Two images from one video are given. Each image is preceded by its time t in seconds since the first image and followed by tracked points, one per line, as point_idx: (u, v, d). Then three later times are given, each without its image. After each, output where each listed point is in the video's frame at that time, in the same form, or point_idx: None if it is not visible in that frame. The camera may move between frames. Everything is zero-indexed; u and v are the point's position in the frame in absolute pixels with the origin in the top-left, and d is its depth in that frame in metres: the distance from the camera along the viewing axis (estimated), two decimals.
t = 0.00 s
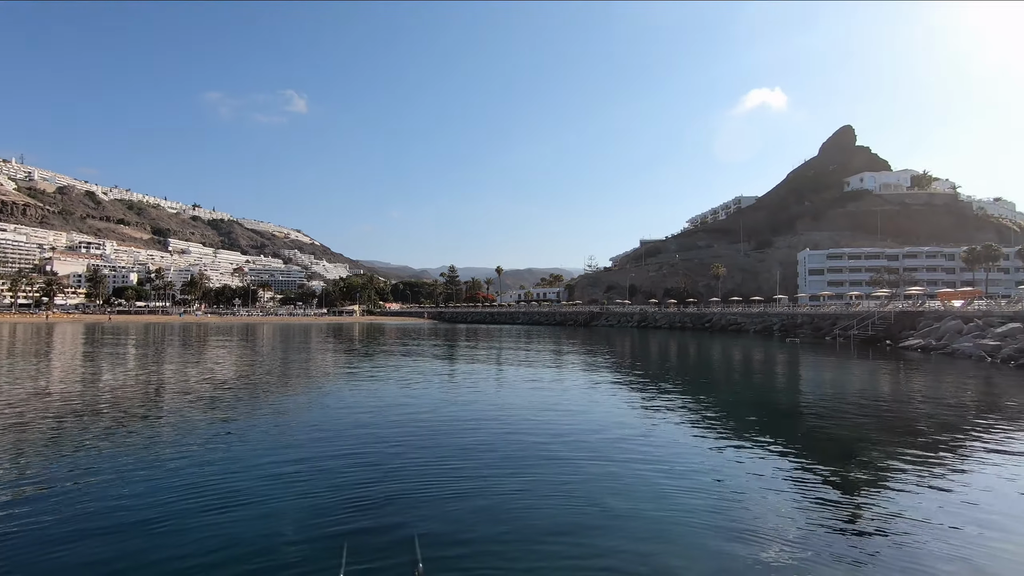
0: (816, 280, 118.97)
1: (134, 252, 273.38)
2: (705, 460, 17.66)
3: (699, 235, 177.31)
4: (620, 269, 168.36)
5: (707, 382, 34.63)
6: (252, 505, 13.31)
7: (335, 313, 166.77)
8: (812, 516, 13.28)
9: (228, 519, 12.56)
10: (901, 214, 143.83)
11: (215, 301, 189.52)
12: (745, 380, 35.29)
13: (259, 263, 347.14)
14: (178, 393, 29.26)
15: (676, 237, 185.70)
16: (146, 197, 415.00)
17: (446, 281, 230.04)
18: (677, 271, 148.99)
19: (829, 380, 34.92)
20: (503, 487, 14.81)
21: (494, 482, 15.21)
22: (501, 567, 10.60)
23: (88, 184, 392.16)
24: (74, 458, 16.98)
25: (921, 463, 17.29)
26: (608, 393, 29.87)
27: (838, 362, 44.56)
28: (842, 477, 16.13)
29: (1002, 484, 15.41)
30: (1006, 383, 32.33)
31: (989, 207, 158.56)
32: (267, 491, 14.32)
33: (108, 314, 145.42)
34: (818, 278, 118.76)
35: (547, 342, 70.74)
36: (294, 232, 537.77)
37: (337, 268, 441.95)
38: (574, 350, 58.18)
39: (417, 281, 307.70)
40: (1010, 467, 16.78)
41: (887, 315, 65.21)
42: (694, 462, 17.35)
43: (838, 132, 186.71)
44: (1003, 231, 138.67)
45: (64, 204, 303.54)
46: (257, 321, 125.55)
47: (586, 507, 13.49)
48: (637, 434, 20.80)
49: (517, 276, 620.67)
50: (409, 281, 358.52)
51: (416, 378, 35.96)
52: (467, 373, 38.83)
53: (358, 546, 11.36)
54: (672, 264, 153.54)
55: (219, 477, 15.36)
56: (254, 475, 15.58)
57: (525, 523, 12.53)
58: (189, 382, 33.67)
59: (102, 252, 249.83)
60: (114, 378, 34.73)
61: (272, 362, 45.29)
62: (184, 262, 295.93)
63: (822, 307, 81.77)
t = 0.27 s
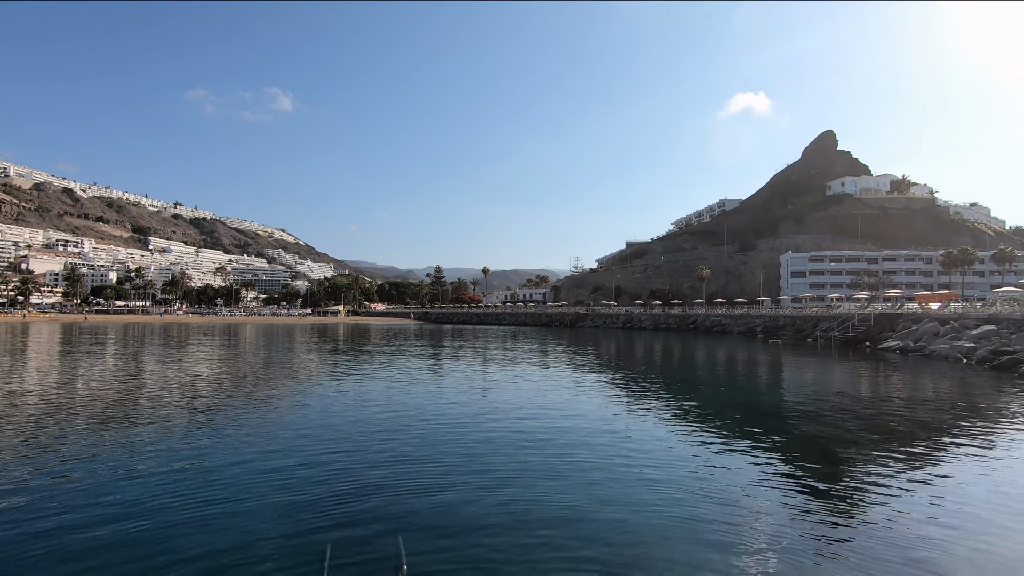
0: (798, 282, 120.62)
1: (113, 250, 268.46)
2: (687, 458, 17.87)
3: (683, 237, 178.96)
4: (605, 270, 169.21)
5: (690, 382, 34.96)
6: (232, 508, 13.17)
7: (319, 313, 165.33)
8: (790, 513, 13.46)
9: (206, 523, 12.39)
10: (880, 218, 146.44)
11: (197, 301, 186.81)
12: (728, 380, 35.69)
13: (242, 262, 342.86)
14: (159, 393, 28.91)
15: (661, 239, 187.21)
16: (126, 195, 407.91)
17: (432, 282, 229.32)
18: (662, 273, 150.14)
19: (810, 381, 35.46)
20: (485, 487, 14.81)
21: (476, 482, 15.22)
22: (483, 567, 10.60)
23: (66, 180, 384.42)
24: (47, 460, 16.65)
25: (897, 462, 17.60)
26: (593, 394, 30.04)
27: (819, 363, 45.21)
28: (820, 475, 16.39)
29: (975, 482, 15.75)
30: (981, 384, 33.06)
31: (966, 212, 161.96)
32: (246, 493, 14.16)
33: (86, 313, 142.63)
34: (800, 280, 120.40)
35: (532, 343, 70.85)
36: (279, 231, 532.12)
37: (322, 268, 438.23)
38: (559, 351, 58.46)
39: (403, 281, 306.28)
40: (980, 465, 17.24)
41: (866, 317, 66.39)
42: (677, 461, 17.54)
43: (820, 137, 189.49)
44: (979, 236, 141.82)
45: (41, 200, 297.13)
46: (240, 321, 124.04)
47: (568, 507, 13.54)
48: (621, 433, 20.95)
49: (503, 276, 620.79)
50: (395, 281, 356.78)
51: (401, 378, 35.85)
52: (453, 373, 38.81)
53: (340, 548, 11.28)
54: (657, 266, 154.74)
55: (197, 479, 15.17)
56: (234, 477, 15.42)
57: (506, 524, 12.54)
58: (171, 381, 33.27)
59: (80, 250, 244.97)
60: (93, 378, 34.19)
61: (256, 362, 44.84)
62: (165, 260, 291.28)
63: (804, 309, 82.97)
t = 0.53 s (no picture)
0: (782, 283, 122.06)
1: (93, 248, 263.52)
2: (674, 456, 17.95)
3: (670, 238, 180.17)
4: (593, 271, 169.72)
5: (676, 382, 35.11)
6: (213, 508, 12.94)
7: (304, 313, 163.82)
8: (776, 510, 13.57)
9: (187, 523, 12.17)
10: (862, 221, 148.71)
11: (179, 300, 184.02)
12: (713, 380, 35.95)
13: (226, 262, 338.48)
14: (140, 393, 28.37)
15: (648, 240, 188.33)
16: (107, 192, 400.85)
17: (419, 281, 228.40)
18: (649, 274, 151.04)
19: (794, 380, 35.84)
20: (472, 486, 14.73)
21: (463, 480, 15.13)
22: (470, 564, 10.52)
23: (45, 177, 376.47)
24: (22, 462, 16.24)
25: (880, 460, 17.84)
26: (579, 393, 30.03)
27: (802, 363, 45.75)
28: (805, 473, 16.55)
29: (953, 478, 16.02)
30: (959, 383, 33.68)
31: (945, 215, 165.13)
32: (228, 493, 13.93)
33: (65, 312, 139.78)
34: (784, 281, 121.92)
35: (518, 343, 70.87)
36: (263, 229, 526.43)
37: (307, 267, 434.53)
38: (546, 351, 58.54)
39: (390, 281, 304.81)
40: (961, 462, 17.50)
41: (848, 318, 67.39)
42: (663, 459, 17.61)
43: (804, 139, 191.91)
44: (958, 238, 144.68)
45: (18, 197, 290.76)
46: (224, 321, 122.44)
47: (555, 505, 13.51)
48: (609, 432, 21.00)
49: (490, 276, 620.76)
50: (382, 281, 354.90)
51: (388, 378, 35.63)
52: (439, 373, 38.66)
53: (325, 547, 11.13)
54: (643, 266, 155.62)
55: (179, 480, 14.94)
56: (215, 478, 15.16)
57: (493, 521, 12.46)
58: (152, 382, 32.71)
59: (58, 248, 240.04)
60: (72, 378, 33.48)
61: (239, 362, 44.22)
62: (147, 259, 286.61)
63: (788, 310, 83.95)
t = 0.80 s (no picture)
0: (768, 283, 123.37)
1: (75, 246, 259.10)
2: (661, 453, 18.11)
3: (658, 238, 181.34)
4: (581, 270, 170.21)
5: (663, 381, 35.39)
6: (196, 510, 12.82)
7: (291, 313, 162.47)
8: (759, 507, 13.70)
9: (169, 525, 12.04)
10: (847, 221, 150.70)
11: (164, 299, 181.61)
12: (700, 379, 36.24)
13: (212, 260, 334.66)
14: (124, 394, 28.04)
15: (636, 239, 189.36)
16: (89, 190, 394.40)
17: (407, 281, 227.60)
18: (637, 273, 151.89)
19: (779, 378, 36.30)
20: (458, 485, 14.74)
21: (449, 480, 15.12)
22: (454, 564, 10.54)
23: (25, 174, 369.37)
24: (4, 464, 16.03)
25: (862, 457, 18.11)
26: (568, 392, 30.18)
27: (788, 362, 46.26)
28: (789, 470, 16.72)
29: (933, 474, 16.33)
30: (939, 381, 34.30)
31: (926, 215, 167.84)
32: (211, 495, 13.80)
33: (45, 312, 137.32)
34: (770, 281, 123.25)
35: (507, 342, 71.02)
36: (250, 227, 521.17)
37: (295, 267, 430.91)
38: (534, 350, 58.67)
39: (378, 280, 303.16)
40: (940, 459, 17.84)
41: (832, 317, 68.31)
42: (650, 456, 17.76)
43: (790, 141, 194.12)
44: (939, 239, 147.11)
45: None
46: (210, 321, 121.11)
47: (540, 503, 13.57)
48: (596, 430, 21.13)
49: (479, 276, 620.01)
50: (370, 280, 352.95)
51: (376, 378, 35.51)
52: (428, 372, 38.62)
53: (309, 548, 11.07)
54: (631, 266, 156.49)
55: (165, 480, 14.83)
56: (197, 479, 15.02)
57: (478, 520, 12.49)
58: (137, 382, 32.36)
59: (39, 247, 235.78)
60: (54, 379, 32.97)
61: (226, 362, 43.83)
62: (131, 258, 282.50)
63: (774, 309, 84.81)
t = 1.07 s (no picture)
0: (753, 281, 124.66)
1: (53, 245, 253.94)
2: (646, 450, 18.20)
3: (644, 237, 182.46)
4: (568, 269, 170.58)
5: (649, 379, 35.59)
6: (175, 512, 12.57)
7: (277, 313, 160.83)
8: (745, 504, 13.72)
9: (147, 528, 11.80)
10: (829, 221, 152.78)
11: (146, 300, 178.76)
12: (687, 377, 36.41)
13: (195, 260, 330.19)
14: (106, 395, 27.63)
15: (622, 238, 190.32)
16: (68, 189, 386.91)
17: (394, 280, 226.51)
18: (623, 272, 152.62)
19: (763, 376, 36.68)
20: (443, 484, 14.62)
21: (435, 479, 15.03)
22: (440, 563, 10.45)
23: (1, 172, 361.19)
24: None
25: (846, 453, 18.24)
26: (554, 390, 30.26)
27: (772, 359, 46.72)
28: (775, 467, 16.79)
29: (912, 469, 16.59)
30: (919, 378, 34.91)
31: (906, 215, 170.67)
32: (191, 496, 13.61)
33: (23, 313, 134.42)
34: (754, 279, 124.58)
35: (494, 341, 71.00)
36: (233, 226, 514.90)
37: (280, 266, 426.57)
38: (521, 349, 58.68)
39: (365, 280, 301.26)
40: (919, 454, 18.12)
41: (815, 315, 69.26)
42: (636, 454, 17.82)
43: (774, 141, 196.34)
44: (919, 237, 149.66)
45: None
46: (193, 321, 119.65)
47: (524, 501, 13.51)
48: (582, 428, 21.18)
49: (466, 275, 618.85)
50: (356, 280, 350.44)
51: (362, 377, 35.21)
52: (415, 371, 38.49)
53: (291, 549, 10.92)
54: (618, 265, 157.27)
55: (146, 481, 14.66)
56: (177, 481, 14.70)
57: (463, 519, 12.39)
58: (118, 382, 31.90)
59: (16, 246, 230.82)
60: (33, 380, 32.38)
61: (209, 362, 43.28)
62: (111, 258, 277.61)
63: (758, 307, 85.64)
